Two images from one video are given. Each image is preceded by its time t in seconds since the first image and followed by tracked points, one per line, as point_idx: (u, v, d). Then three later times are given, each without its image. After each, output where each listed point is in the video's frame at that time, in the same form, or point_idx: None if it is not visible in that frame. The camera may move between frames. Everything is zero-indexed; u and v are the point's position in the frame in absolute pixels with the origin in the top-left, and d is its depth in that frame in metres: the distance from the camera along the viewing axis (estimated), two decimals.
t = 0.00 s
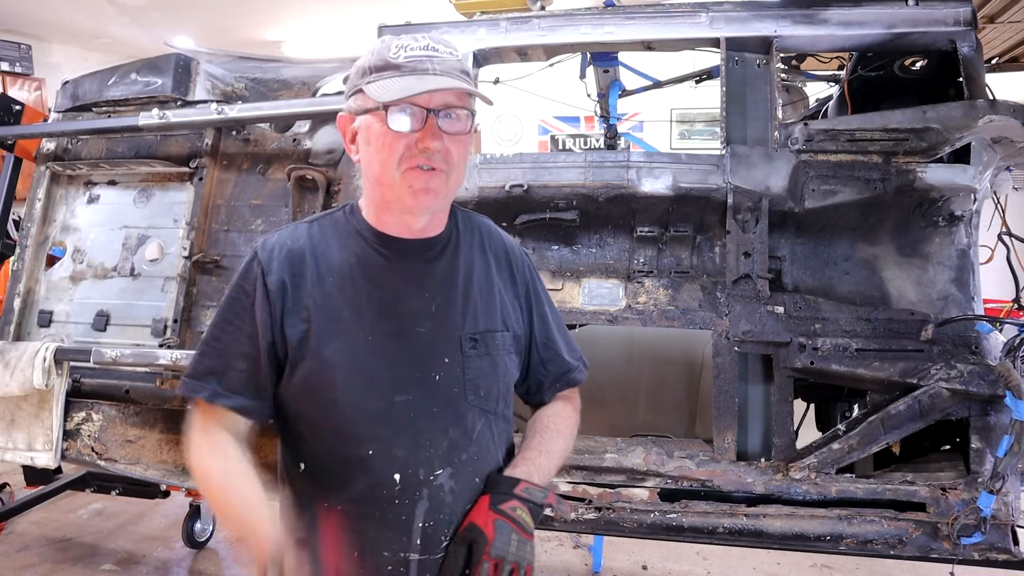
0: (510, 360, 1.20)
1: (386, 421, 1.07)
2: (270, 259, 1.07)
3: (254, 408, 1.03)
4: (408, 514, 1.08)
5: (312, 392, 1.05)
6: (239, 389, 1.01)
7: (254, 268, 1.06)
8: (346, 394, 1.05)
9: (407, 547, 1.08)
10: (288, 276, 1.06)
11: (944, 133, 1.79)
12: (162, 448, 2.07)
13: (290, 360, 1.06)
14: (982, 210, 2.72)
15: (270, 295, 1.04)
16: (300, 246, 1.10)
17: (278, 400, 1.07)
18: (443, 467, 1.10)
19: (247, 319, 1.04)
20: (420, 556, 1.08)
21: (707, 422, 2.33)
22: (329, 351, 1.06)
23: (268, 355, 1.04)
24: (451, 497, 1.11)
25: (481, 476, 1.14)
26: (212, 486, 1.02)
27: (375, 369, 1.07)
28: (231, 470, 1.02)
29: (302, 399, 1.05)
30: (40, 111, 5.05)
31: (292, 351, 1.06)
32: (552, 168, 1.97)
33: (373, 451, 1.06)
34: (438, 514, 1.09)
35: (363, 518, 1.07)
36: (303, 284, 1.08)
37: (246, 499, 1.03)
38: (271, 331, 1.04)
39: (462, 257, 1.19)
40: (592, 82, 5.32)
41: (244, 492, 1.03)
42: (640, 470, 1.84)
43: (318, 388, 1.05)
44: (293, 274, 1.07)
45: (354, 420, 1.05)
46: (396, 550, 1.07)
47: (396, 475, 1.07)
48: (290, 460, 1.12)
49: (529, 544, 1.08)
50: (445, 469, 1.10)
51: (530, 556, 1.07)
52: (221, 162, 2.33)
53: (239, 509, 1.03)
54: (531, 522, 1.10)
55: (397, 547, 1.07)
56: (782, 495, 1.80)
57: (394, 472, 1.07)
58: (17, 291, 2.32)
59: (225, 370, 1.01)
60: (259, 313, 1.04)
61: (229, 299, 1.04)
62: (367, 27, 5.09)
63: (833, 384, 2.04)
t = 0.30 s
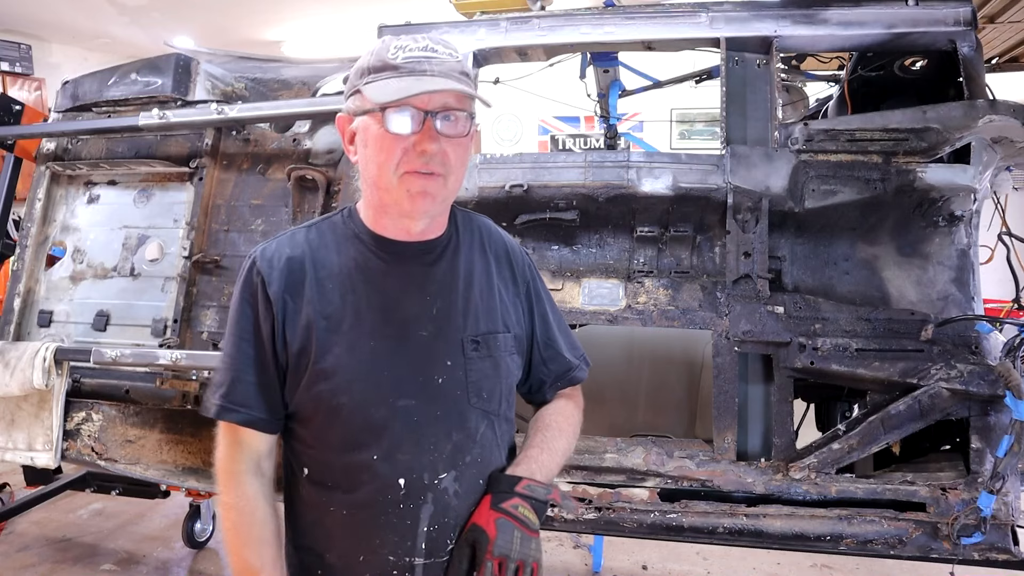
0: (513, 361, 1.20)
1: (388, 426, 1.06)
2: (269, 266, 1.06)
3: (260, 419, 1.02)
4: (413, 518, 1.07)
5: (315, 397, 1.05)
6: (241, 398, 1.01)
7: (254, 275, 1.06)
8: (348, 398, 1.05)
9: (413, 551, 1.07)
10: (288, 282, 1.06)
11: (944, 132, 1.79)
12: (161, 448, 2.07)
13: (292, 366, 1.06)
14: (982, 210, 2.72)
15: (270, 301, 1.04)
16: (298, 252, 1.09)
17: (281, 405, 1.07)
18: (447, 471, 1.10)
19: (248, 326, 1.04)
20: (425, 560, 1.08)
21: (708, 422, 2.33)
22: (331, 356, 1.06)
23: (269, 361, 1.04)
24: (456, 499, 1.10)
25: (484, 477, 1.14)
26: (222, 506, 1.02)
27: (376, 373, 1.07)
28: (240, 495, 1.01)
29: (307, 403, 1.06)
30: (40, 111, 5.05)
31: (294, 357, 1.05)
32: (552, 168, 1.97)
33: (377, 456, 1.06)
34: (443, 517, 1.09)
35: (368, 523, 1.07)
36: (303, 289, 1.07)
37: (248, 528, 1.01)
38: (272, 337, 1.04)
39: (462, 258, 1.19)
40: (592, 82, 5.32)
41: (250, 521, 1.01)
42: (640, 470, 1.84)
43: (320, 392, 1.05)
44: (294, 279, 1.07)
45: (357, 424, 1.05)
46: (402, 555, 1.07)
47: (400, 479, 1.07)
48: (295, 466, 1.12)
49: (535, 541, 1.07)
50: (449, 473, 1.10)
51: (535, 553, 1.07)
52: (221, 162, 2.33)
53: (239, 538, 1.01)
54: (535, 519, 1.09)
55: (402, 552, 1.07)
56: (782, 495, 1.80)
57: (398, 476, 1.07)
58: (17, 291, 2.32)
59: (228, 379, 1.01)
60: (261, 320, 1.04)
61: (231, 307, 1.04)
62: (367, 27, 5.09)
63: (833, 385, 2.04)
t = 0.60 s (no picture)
0: (511, 358, 1.21)
1: (392, 427, 1.07)
2: (268, 269, 1.04)
3: (262, 423, 1.02)
4: (417, 517, 1.09)
5: (317, 400, 1.05)
6: (243, 403, 1.00)
7: (252, 280, 1.05)
8: (350, 400, 1.05)
9: (418, 549, 1.10)
10: (286, 285, 1.05)
11: (944, 133, 1.79)
12: (161, 448, 2.07)
13: (292, 369, 1.05)
14: (982, 210, 2.72)
15: (269, 305, 1.03)
16: (297, 254, 1.09)
17: (281, 409, 1.06)
18: (449, 469, 1.11)
19: (247, 330, 1.03)
20: (430, 558, 1.11)
21: (707, 422, 2.33)
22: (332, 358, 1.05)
23: (269, 366, 1.03)
24: (458, 496, 1.13)
25: (484, 474, 1.16)
26: (222, 513, 1.00)
27: (378, 374, 1.07)
28: (241, 501, 0.99)
29: (308, 405, 1.05)
30: (40, 111, 5.05)
31: (294, 360, 1.05)
32: (552, 168, 1.97)
33: (381, 457, 1.06)
34: (446, 516, 1.12)
35: (374, 523, 1.08)
36: (302, 292, 1.06)
37: (252, 534, 1.00)
38: (272, 341, 1.03)
39: (459, 257, 1.19)
40: (592, 82, 5.32)
41: (253, 527, 1.00)
42: (640, 470, 1.84)
43: (322, 395, 1.04)
44: (292, 282, 1.06)
45: (359, 426, 1.05)
46: (407, 553, 1.10)
47: (403, 479, 1.08)
48: (297, 467, 1.12)
49: (530, 536, 1.08)
50: (451, 471, 1.11)
51: (531, 548, 1.07)
52: (221, 162, 2.33)
53: (242, 545, 0.99)
54: (531, 514, 1.10)
55: (408, 550, 1.09)
56: (782, 495, 1.80)
57: (402, 477, 1.08)
58: (17, 291, 2.32)
59: (229, 386, 1.00)
60: (260, 325, 1.03)
61: (229, 313, 1.03)
62: (367, 27, 5.09)
63: (833, 385, 2.04)
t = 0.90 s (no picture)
0: (509, 345, 1.24)
1: (411, 421, 1.06)
2: (275, 268, 1.00)
3: (275, 428, 0.98)
4: (439, 506, 1.10)
5: (334, 399, 1.02)
6: (257, 409, 0.95)
7: (257, 282, 0.99)
8: (370, 396, 1.03)
9: (441, 538, 1.10)
10: (295, 285, 1.01)
11: (944, 133, 1.79)
12: (162, 448, 2.07)
13: (305, 370, 1.02)
14: (982, 210, 2.72)
15: (278, 307, 0.99)
16: (301, 253, 1.05)
17: (292, 411, 1.02)
18: (468, 457, 1.12)
19: (254, 335, 0.98)
20: (452, 545, 1.12)
21: (708, 422, 2.33)
22: (349, 355, 1.02)
23: (282, 368, 0.99)
24: (476, 483, 1.14)
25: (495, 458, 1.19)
26: (228, 521, 0.96)
27: (394, 369, 1.06)
28: (248, 510, 0.95)
29: (319, 403, 1.03)
30: (40, 111, 5.05)
31: (307, 361, 1.01)
32: (552, 168, 1.97)
33: (402, 450, 1.06)
34: (467, 502, 1.13)
35: (397, 516, 1.07)
36: (310, 292, 1.03)
37: (261, 543, 0.96)
38: (285, 343, 0.99)
39: (455, 250, 1.21)
40: (593, 82, 5.32)
41: (262, 535, 0.96)
42: (640, 470, 1.84)
43: (340, 394, 1.02)
44: (299, 283, 1.02)
45: (379, 422, 1.04)
46: (430, 543, 1.09)
47: (425, 471, 1.08)
48: (305, 470, 1.09)
49: (550, 511, 1.13)
50: (469, 459, 1.13)
51: (553, 523, 1.12)
52: (221, 162, 2.33)
53: (251, 555, 0.95)
54: (546, 491, 1.16)
55: (431, 539, 1.09)
56: (782, 495, 1.80)
57: (424, 468, 1.07)
58: (17, 291, 2.32)
59: (244, 393, 0.95)
60: (270, 327, 0.99)
61: (234, 318, 0.97)
62: (367, 27, 5.09)
63: (833, 384, 2.04)
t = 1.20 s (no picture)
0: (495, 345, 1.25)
1: (405, 419, 1.06)
2: (274, 265, 0.99)
3: (277, 426, 0.96)
4: (434, 502, 1.09)
5: (331, 397, 1.01)
6: (259, 407, 0.93)
7: (256, 279, 0.97)
8: (367, 394, 1.03)
9: (436, 533, 1.09)
10: (293, 283, 1.00)
11: (944, 133, 1.79)
12: (162, 448, 2.07)
13: (304, 368, 1.01)
14: (982, 210, 2.72)
15: (279, 304, 0.97)
16: (298, 252, 1.04)
17: (291, 409, 1.00)
18: (460, 453, 1.12)
19: (255, 332, 0.95)
20: (446, 540, 1.11)
21: (708, 422, 2.33)
22: (345, 354, 1.02)
23: (285, 366, 0.97)
24: (469, 479, 1.14)
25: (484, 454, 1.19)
26: (233, 523, 0.93)
27: (388, 367, 1.06)
28: (257, 509, 0.93)
29: (316, 401, 1.02)
30: (40, 111, 5.06)
31: (305, 359, 1.00)
32: (552, 168, 1.97)
33: (397, 447, 1.06)
34: (459, 498, 1.12)
35: (393, 512, 1.07)
36: (308, 290, 1.02)
37: (272, 541, 0.93)
38: (286, 341, 0.97)
39: (444, 251, 1.22)
40: (592, 82, 5.32)
41: (273, 533, 0.94)
42: (640, 470, 1.84)
43: (338, 392, 1.01)
44: (297, 281, 1.01)
45: (374, 419, 1.04)
46: (425, 538, 1.09)
47: (419, 467, 1.08)
48: (300, 467, 1.08)
49: (538, 505, 1.12)
50: (461, 455, 1.13)
51: (541, 517, 1.11)
52: (221, 162, 2.33)
53: (261, 555, 0.92)
54: (535, 486, 1.14)
55: (426, 535, 1.09)
56: (782, 495, 1.80)
57: (418, 465, 1.07)
58: (17, 291, 2.32)
59: (246, 392, 0.92)
60: (270, 325, 0.97)
61: (235, 315, 0.95)
62: (367, 27, 5.09)
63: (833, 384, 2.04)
